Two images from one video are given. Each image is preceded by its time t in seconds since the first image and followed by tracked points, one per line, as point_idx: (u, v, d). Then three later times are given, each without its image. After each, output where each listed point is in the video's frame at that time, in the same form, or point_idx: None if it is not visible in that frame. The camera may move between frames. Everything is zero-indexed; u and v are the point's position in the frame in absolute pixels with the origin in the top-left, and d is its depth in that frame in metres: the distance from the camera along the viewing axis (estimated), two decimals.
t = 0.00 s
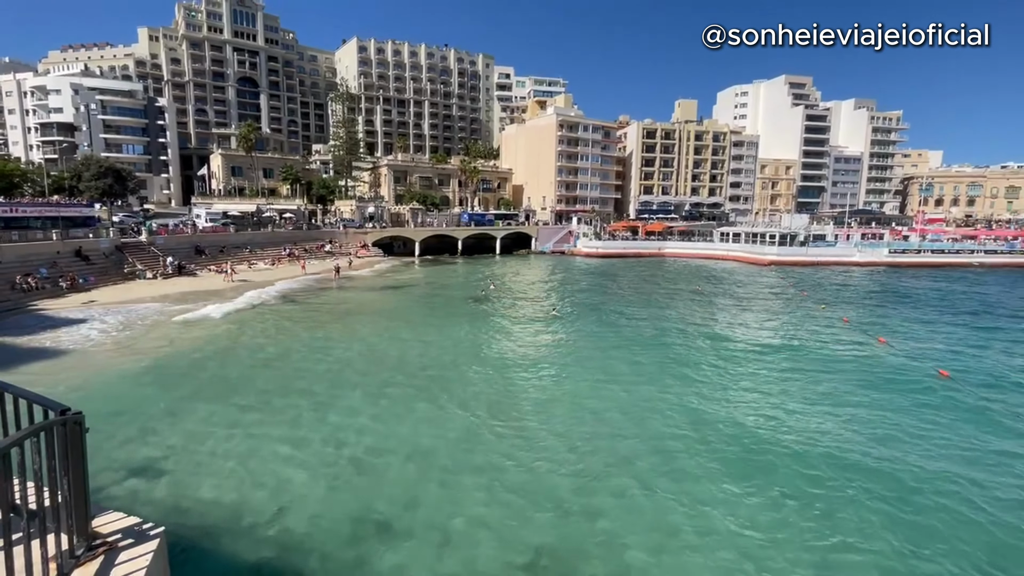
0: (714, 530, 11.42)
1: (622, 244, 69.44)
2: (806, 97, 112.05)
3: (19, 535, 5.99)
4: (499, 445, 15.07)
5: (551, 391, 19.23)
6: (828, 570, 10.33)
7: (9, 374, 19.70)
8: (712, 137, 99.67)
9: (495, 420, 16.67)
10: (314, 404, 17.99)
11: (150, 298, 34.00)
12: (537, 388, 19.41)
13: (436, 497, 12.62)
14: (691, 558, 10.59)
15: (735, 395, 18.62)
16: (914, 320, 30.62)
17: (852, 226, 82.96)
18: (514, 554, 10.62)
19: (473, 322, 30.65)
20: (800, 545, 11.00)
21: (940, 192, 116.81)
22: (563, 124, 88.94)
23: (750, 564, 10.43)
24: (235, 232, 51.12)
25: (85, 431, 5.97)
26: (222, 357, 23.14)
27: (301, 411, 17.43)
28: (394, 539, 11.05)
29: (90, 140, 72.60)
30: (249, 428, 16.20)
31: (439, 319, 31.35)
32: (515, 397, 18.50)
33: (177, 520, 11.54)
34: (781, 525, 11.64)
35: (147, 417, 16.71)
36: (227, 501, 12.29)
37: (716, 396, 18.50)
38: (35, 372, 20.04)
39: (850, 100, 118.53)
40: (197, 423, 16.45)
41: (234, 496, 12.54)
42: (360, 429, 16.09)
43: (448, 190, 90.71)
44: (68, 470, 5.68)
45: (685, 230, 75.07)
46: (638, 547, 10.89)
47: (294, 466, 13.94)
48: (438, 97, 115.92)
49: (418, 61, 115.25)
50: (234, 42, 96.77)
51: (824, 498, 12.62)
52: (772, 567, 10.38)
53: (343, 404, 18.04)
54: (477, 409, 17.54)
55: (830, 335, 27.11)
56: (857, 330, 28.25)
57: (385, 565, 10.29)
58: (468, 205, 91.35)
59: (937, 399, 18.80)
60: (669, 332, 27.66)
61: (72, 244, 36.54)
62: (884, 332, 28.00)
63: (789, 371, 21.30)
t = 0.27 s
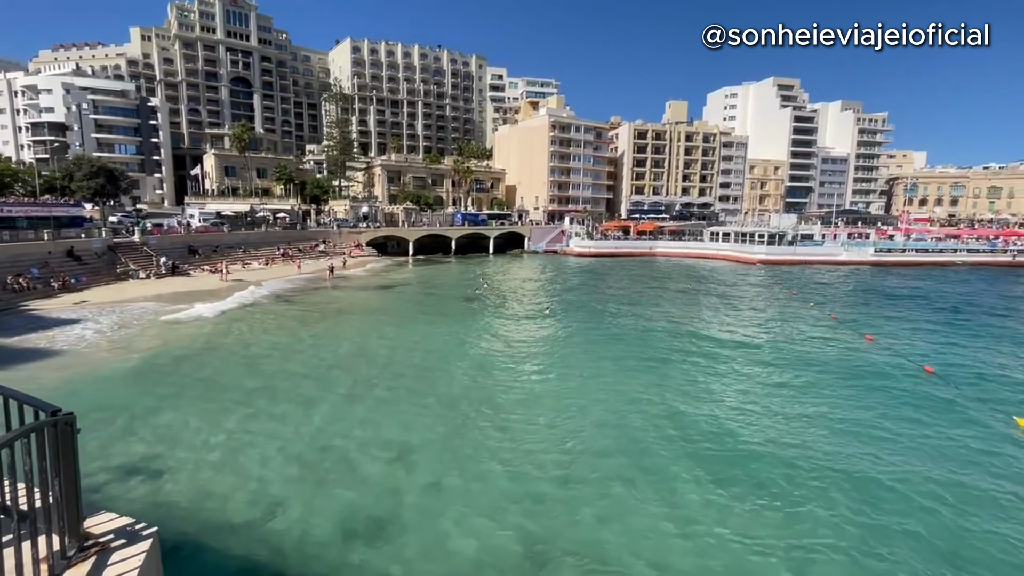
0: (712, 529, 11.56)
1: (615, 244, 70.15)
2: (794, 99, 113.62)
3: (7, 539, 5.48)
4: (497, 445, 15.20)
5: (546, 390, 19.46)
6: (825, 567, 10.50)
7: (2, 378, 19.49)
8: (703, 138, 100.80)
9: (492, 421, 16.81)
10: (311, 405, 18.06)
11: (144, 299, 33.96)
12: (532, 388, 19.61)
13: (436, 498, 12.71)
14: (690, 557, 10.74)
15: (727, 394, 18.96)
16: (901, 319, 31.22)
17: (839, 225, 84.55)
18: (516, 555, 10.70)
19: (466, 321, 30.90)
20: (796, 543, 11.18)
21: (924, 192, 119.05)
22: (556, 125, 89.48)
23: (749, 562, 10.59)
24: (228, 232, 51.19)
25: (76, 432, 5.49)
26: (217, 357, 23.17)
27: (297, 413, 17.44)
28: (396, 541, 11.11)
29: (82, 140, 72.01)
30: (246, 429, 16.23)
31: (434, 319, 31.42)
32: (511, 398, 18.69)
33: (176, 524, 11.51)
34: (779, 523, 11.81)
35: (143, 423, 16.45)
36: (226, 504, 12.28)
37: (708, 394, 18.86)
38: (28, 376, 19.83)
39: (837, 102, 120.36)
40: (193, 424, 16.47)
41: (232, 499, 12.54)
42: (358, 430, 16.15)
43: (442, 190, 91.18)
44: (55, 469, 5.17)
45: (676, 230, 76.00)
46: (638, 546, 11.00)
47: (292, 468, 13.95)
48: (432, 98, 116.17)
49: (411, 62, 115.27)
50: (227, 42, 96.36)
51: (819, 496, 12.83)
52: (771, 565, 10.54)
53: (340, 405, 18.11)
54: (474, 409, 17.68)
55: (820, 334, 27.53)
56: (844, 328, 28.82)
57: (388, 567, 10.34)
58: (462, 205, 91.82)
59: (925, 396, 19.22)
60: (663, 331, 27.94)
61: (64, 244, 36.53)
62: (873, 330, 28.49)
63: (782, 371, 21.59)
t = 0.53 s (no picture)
0: (693, 514, 12.04)
1: (606, 243, 71.13)
2: (782, 100, 115.40)
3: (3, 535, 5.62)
4: (489, 442, 15.53)
5: (535, 387, 19.99)
6: (799, 548, 10.98)
7: None
8: (693, 138, 102.16)
9: (482, 417, 17.28)
10: (305, 403, 18.44)
11: (139, 298, 34.28)
12: (522, 385, 20.14)
13: (427, 490, 13.09)
14: (671, 541, 11.18)
15: (710, 389, 19.60)
16: (882, 316, 32.11)
17: (825, 224, 86.19)
18: (503, 542, 11.10)
19: (458, 319, 31.45)
20: (773, 526, 11.66)
21: (909, 192, 121.35)
22: (549, 125, 90.31)
23: (726, 544, 11.05)
24: (224, 231, 51.52)
25: (72, 429, 5.57)
26: (212, 356, 23.50)
27: (291, 411, 17.78)
28: (387, 530, 11.49)
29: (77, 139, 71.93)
30: (241, 426, 16.57)
31: (426, 318, 31.86)
32: (501, 395, 19.19)
33: (172, 517, 11.82)
34: (756, 508, 12.29)
35: (138, 422, 16.64)
36: (221, 498, 12.60)
37: (691, 389, 19.53)
38: (24, 376, 20.06)
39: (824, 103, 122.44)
40: (189, 422, 16.80)
41: (227, 493, 12.86)
42: (351, 427, 16.55)
43: (436, 190, 91.85)
44: (53, 470, 5.28)
45: (666, 229, 77.12)
46: (621, 531, 11.45)
47: (286, 463, 14.30)
48: (426, 98, 116.66)
49: (405, 63, 115.68)
50: (222, 42, 96.35)
51: (796, 483, 13.35)
52: (748, 547, 11.00)
53: (333, 403, 18.51)
54: (464, 406, 18.15)
55: (802, 331, 28.30)
56: (825, 326, 29.72)
57: (380, 555, 10.70)
58: (456, 204, 92.49)
59: (900, 388, 19.92)
60: (650, 329, 28.61)
61: (60, 244, 36.81)
62: (854, 328, 29.30)
63: (765, 367, 22.24)
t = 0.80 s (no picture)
0: (690, 508, 12.09)
1: (599, 240, 71.49)
2: (772, 98, 116.30)
3: None
4: (488, 439, 15.49)
5: (529, 383, 20.12)
6: (796, 540, 11.05)
7: None
8: (685, 136, 102.74)
9: (478, 413, 17.31)
10: (299, 402, 18.35)
11: (131, 296, 34.04)
12: (517, 382, 20.24)
13: (424, 488, 13.08)
14: (669, 535, 11.22)
15: (703, 384, 19.80)
16: (871, 312, 32.58)
17: (814, 221, 87.17)
18: (502, 539, 11.11)
19: (452, 316, 31.52)
20: (769, 518, 11.73)
21: (897, 189, 122.94)
22: (542, 122, 90.41)
23: (724, 538, 11.10)
24: (216, 228, 51.20)
25: (62, 428, 5.26)
26: (205, 355, 23.33)
27: (287, 409, 17.62)
28: (384, 529, 11.46)
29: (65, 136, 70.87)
30: (235, 426, 16.46)
31: (420, 314, 31.87)
32: (496, 392, 19.22)
33: (166, 517, 11.71)
34: (752, 501, 12.37)
35: (132, 424, 16.39)
36: (215, 498, 12.49)
37: (684, 385, 19.73)
38: (15, 376, 19.79)
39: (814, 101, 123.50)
40: (183, 421, 16.69)
41: (222, 493, 12.76)
42: (346, 425, 16.51)
43: (429, 187, 91.78)
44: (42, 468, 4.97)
45: (659, 226, 77.59)
46: (619, 526, 11.49)
47: (281, 462, 14.24)
48: (419, 95, 116.24)
49: (398, 59, 115.13)
50: (212, 38, 95.36)
51: (791, 475, 13.46)
52: (744, 539, 11.07)
53: (328, 401, 18.46)
54: (459, 404, 18.18)
55: (794, 328, 28.62)
56: (815, 322, 30.16)
57: (378, 554, 10.67)
58: (449, 201, 92.49)
59: (890, 382, 20.21)
60: (643, 326, 28.81)
61: (48, 242, 36.42)
62: (844, 324, 29.69)
63: (758, 363, 22.44)
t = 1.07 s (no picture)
0: (682, 503, 12.19)
1: (592, 235, 71.63)
2: (765, 94, 116.61)
3: None
4: (481, 435, 15.57)
5: (522, 378, 20.24)
6: (787, 534, 11.17)
7: None
8: (678, 131, 102.89)
9: (472, 410, 17.32)
10: (292, 398, 18.27)
11: (122, 292, 33.76)
12: (511, 378, 20.28)
13: (419, 484, 13.11)
14: (661, 529, 11.31)
15: (696, 379, 19.94)
16: (861, 307, 32.89)
17: (806, 217, 87.71)
18: (496, 535, 11.14)
19: (446, 312, 31.48)
20: (760, 513, 11.84)
21: (888, 184, 123.90)
22: (535, 117, 90.12)
23: (715, 532, 11.21)
24: (207, 224, 50.76)
25: (50, 426, 5.18)
26: (196, 351, 23.16)
27: (280, 406, 17.59)
28: (379, 525, 11.47)
29: (52, 130, 69.84)
30: (228, 422, 16.38)
31: (414, 310, 31.85)
32: (490, 387, 19.27)
33: (158, 515, 11.64)
34: (744, 495, 12.48)
35: (123, 420, 16.28)
36: (207, 496, 12.43)
37: (678, 379, 19.87)
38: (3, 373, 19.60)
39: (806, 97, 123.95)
40: (175, 418, 16.59)
41: (214, 490, 12.71)
42: (340, 422, 16.47)
43: (422, 182, 91.40)
44: (31, 466, 4.92)
45: (652, 222, 77.78)
46: (612, 521, 11.57)
47: (274, 459, 14.18)
48: (412, 89, 115.48)
49: (390, 53, 114.21)
50: (201, 31, 94.20)
51: (782, 469, 13.58)
52: (736, 533, 11.17)
53: (322, 397, 18.41)
54: (453, 400, 18.19)
55: (786, 323, 28.90)
56: (806, 316, 30.45)
57: (372, 551, 10.67)
58: (443, 197, 92.21)
59: (880, 376, 20.43)
60: (637, 321, 28.95)
61: (36, 238, 35.93)
62: (835, 319, 29.99)
63: (750, 357, 22.63)
